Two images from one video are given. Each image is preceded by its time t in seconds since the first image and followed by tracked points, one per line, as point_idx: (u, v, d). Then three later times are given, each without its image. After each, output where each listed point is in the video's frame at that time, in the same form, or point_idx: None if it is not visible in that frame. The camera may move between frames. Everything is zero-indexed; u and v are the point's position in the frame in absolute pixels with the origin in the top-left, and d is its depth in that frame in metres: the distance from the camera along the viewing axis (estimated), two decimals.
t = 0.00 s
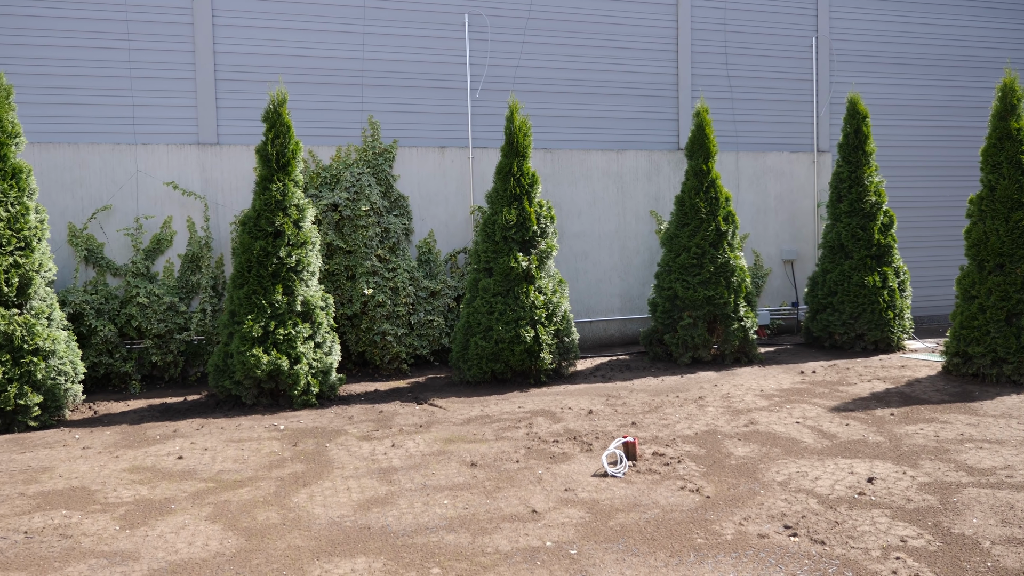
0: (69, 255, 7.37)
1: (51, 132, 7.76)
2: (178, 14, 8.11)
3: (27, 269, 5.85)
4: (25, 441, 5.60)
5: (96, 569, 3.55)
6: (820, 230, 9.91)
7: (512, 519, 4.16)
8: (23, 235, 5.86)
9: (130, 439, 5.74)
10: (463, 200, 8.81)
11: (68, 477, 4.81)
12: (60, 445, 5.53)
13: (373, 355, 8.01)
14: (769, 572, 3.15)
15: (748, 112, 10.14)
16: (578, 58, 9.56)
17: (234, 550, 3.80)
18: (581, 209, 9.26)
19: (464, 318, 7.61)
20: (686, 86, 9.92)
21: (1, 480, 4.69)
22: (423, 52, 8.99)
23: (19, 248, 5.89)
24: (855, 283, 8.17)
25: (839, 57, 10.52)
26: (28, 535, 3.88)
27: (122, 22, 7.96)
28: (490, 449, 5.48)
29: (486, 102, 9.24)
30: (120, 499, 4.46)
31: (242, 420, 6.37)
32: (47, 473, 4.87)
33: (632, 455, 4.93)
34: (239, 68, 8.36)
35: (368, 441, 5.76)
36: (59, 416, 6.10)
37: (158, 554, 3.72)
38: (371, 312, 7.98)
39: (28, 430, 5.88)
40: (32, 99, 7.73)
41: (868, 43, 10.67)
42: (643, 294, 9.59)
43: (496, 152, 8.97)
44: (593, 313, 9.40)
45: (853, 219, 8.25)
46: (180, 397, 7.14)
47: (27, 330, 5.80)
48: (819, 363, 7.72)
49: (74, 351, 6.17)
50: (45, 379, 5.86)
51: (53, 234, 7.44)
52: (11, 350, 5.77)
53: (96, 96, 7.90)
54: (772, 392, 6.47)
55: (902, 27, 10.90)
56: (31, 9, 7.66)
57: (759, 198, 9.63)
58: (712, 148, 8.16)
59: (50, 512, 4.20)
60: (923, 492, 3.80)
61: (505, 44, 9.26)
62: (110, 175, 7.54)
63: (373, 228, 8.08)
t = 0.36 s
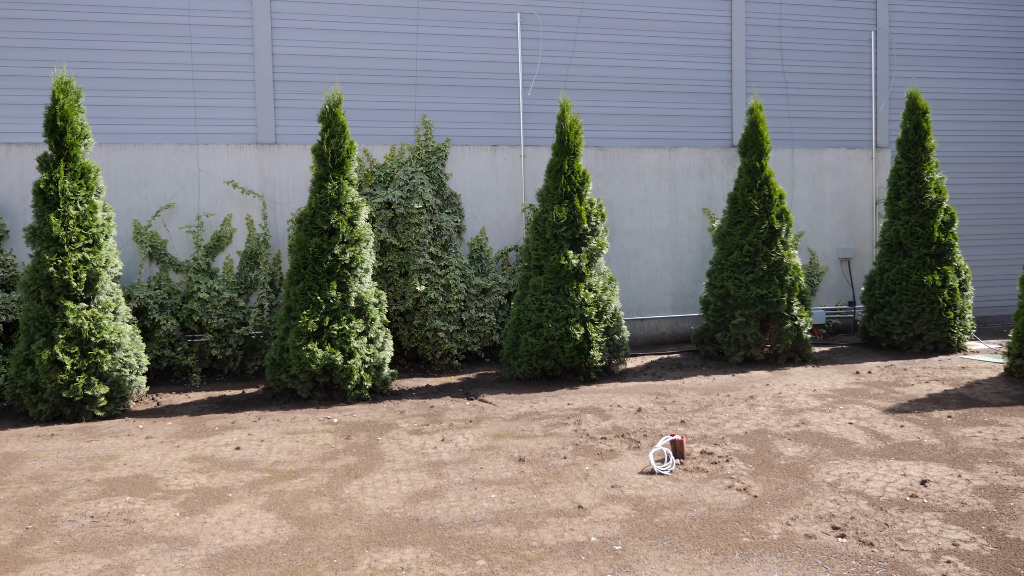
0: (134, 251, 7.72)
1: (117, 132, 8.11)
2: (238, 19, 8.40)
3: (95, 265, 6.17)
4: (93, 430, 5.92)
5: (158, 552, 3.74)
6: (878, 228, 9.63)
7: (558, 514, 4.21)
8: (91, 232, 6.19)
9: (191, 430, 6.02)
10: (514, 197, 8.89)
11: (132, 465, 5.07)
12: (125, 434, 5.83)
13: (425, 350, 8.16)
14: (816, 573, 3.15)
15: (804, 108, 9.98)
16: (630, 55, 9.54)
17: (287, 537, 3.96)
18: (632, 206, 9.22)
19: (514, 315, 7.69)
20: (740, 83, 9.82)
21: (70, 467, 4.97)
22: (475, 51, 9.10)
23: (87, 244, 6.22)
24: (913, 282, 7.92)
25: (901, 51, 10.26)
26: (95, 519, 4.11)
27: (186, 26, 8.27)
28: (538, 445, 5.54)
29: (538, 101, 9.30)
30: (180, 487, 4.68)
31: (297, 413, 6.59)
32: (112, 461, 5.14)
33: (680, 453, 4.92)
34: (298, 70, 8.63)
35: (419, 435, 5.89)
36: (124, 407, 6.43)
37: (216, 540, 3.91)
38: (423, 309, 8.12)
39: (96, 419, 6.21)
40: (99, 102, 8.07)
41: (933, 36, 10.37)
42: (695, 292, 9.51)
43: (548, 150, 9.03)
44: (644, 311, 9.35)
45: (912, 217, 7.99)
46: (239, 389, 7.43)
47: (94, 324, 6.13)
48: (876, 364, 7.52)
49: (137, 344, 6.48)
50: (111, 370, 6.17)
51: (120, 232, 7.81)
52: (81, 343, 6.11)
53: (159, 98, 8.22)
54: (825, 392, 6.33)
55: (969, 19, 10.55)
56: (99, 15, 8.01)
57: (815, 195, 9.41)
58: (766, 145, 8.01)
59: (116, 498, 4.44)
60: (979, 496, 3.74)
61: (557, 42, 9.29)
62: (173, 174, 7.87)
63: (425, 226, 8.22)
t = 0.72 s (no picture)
0: (192, 248, 8.02)
1: (177, 132, 8.42)
2: (292, 21, 8.64)
3: (155, 261, 6.45)
4: (152, 420, 6.19)
5: (211, 538, 3.90)
6: (936, 226, 9.33)
7: (599, 510, 4.23)
8: (151, 229, 6.48)
9: (245, 421, 6.24)
10: (563, 195, 8.92)
11: (189, 454, 5.30)
12: (182, 425, 6.08)
13: (473, 346, 8.27)
14: (858, 573, 3.15)
15: (858, 105, 9.77)
16: (680, 52, 9.45)
17: (334, 527, 4.09)
18: (682, 204, 9.13)
19: (561, 312, 7.72)
20: (792, 79, 9.64)
21: (130, 455, 5.22)
22: (524, 51, 9.15)
23: (148, 240, 6.51)
24: (971, 281, 7.64)
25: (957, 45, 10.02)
26: (152, 506, 4.30)
27: (242, 29, 8.54)
28: (583, 441, 5.56)
29: (586, 99, 9.29)
30: (233, 476, 4.87)
31: (347, 406, 6.76)
32: (169, 450, 5.38)
33: (724, 451, 4.87)
34: (350, 70, 8.82)
35: (465, 430, 5.97)
36: (182, 398, 6.70)
37: (266, 527, 4.06)
38: (471, 305, 8.21)
39: (155, 409, 6.50)
40: (160, 103, 8.38)
41: (990, 30, 10.10)
42: (746, 291, 9.38)
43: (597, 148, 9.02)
44: (693, 309, 9.25)
45: (970, 215, 7.70)
46: (291, 382, 7.68)
47: (154, 318, 6.41)
48: (932, 365, 7.29)
49: (195, 338, 6.75)
50: (169, 363, 6.44)
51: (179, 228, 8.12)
52: (141, 336, 6.39)
53: (216, 98, 8.51)
54: (877, 393, 6.17)
55: None
56: (159, 19, 8.32)
57: (870, 192, 9.15)
58: (818, 141, 7.84)
59: (172, 485, 4.64)
60: None
61: (606, 40, 9.27)
62: (230, 173, 8.14)
63: (475, 223, 8.30)
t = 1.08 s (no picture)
0: (246, 244, 8.28)
1: (232, 131, 8.68)
2: (342, 22, 8.83)
3: (209, 256, 6.70)
4: (206, 411, 6.43)
5: (258, 525, 4.04)
6: (995, 224, 9.00)
7: (639, 506, 4.23)
8: (205, 226, 6.73)
9: (294, 414, 6.43)
10: (610, 192, 8.94)
11: (240, 445, 5.49)
12: (235, 416, 6.31)
13: (519, 343, 8.31)
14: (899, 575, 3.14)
15: (914, 100, 9.51)
16: (729, 48, 9.32)
17: (377, 517, 4.20)
18: (731, 201, 9.00)
19: (606, 309, 7.70)
20: (846, 74, 9.41)
21: (184, 445, 5.44)
22: (571, 48, 9.14)
23: (202, 237, 6.76)
24: None
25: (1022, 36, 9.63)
26: (203, 493, 4.48)
27: (294, 30, 8.76)
28: (625, 438, 5.55)
29: (634, 96, 9.26)
30: (281, 466, 5.03)
31: (394, 400, 6.89)
32: (222, 440, 5.59)
33: (767, 450, 4.79)
34: (398, 69, 8.95)
35: (509, 425, 6.03)
36: (234, 390, 6.93)
37: (311, 516, 4.19)
38: (518, 302, 8.26)
39: (209, 401, 6.74)
40: (215, 103, 8.65)
41: None
42: (796, 289, 9.20)
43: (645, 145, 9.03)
44: (742, 307, 9.10)
45: None
46: (340, 376, 7.88)
47: (208, 312, 6.65)
48: (990, 366, 7.03)
49: (247, 332, 6.99)
50: (222, 356, 6.69)
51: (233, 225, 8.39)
52: (196, 330, 6.65)
53: (268, 99, 8.76)
54: (929, 394, 5.99)
55: None
56: (215, 23, 8.60)
57: (926, 189, 8.85)
58: (871, 137, 7.63)
59: (223, 474, 4.83)
60: None
61: (654, 37, 9.21)
62: (282, 171, 8.38)
63: (521, 220, 8.35)
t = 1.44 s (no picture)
0: (309, 240, 8.53)
1: (298, 130, 8.96)
2: (404, 22, 9.00)
3: (273, 252, 6.95)
4: (270, 402, 6.68)
5: (317, 512, 4.19)
6: None
7: (692, 503, 4.20)
8: (270, 222, 6.98)
9: (354, 406, 6.62)
10: (669, 188, 8.87)
11: (301, 435, 5.70)
12: (297, 407, 6.53)
13: (577, 339, 8.32)
14: None
15: (988, 91, 9.26)
16: (793, 41, 9.17)
17: (431, 507, 4.30)
18: (794, 197, 8.78)
19: (664, 306, 7.64)
20: (915, 66, 9.20)
21: (249, 434, 5.68)
22: (630, 43, 9.10)
23: (268, 233, 7.01)
24: None
25: None
26: (265, 480, 4.68)
27: (357, 31, 8.99)
28: (680, 436, 5.51)
29: (694, 91, 9.16)
30: (340, 457, 5.19)
31: (451, 394, 7.01)
32: (284, 430, 5.80)
33: (826, 451, 4.68)
34: (458, 67, 9.08)
35: (564, 421, 6.07)
36: (297, 381, 7.18)
37: (367, 505, 4.32)
38: (575, 299, 8.27)
39: (273, 392, 7.00)
40: (281, 103, 8.94)
41: None
42: (861, 287, 8.93)
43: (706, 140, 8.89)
44: (805, 306, 8.87)
45: None
46: (399, 370, 8.07)
47: (273, 306, 6.91)
48: None
49: (310, 325, 7.22)
50: (286, 348, 6.94)
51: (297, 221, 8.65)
52: (261, 323, 6.91)
53: (331, 98, 9.00)
54: (1001, 396, 5.74)
55: None
56: (282, 25, 8.89)
57: (999, 184, 8.44)
58: (940, 132, 7.33)
59: (283, 463, 5.01)
60: None
61: (715, 31, 9.10)
62: (345, 169, 8.60)
63: (579, 217, 8.34)
